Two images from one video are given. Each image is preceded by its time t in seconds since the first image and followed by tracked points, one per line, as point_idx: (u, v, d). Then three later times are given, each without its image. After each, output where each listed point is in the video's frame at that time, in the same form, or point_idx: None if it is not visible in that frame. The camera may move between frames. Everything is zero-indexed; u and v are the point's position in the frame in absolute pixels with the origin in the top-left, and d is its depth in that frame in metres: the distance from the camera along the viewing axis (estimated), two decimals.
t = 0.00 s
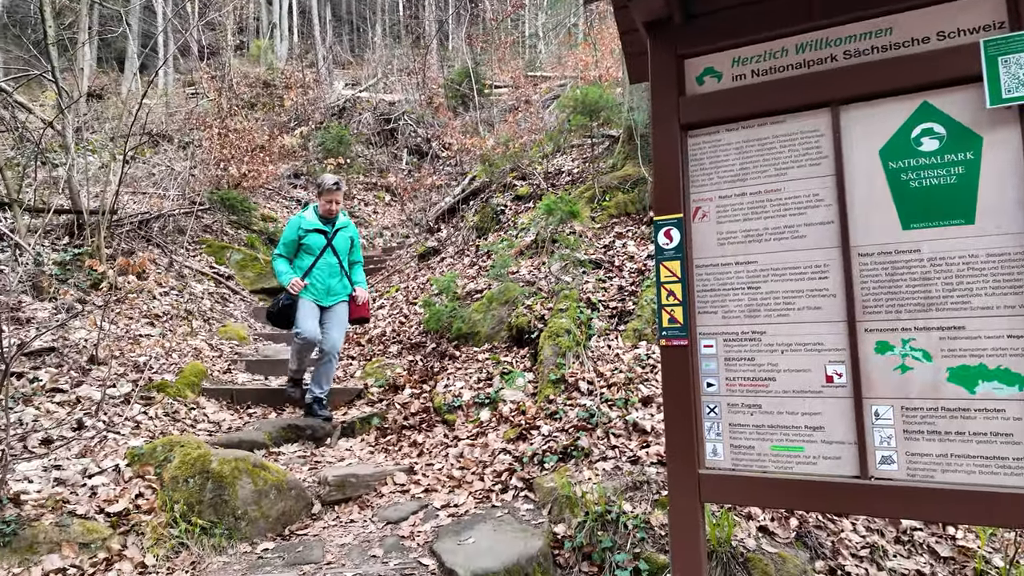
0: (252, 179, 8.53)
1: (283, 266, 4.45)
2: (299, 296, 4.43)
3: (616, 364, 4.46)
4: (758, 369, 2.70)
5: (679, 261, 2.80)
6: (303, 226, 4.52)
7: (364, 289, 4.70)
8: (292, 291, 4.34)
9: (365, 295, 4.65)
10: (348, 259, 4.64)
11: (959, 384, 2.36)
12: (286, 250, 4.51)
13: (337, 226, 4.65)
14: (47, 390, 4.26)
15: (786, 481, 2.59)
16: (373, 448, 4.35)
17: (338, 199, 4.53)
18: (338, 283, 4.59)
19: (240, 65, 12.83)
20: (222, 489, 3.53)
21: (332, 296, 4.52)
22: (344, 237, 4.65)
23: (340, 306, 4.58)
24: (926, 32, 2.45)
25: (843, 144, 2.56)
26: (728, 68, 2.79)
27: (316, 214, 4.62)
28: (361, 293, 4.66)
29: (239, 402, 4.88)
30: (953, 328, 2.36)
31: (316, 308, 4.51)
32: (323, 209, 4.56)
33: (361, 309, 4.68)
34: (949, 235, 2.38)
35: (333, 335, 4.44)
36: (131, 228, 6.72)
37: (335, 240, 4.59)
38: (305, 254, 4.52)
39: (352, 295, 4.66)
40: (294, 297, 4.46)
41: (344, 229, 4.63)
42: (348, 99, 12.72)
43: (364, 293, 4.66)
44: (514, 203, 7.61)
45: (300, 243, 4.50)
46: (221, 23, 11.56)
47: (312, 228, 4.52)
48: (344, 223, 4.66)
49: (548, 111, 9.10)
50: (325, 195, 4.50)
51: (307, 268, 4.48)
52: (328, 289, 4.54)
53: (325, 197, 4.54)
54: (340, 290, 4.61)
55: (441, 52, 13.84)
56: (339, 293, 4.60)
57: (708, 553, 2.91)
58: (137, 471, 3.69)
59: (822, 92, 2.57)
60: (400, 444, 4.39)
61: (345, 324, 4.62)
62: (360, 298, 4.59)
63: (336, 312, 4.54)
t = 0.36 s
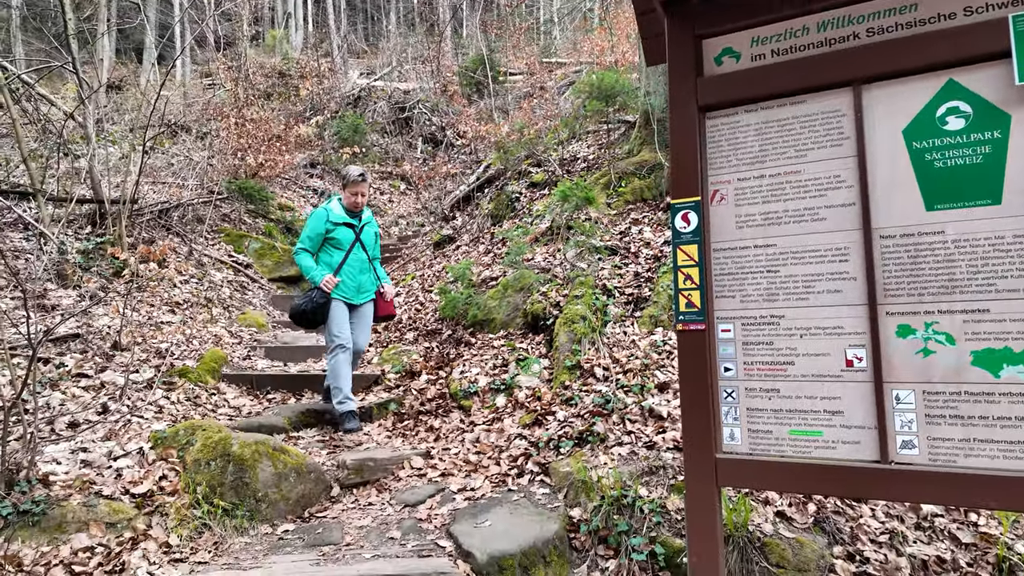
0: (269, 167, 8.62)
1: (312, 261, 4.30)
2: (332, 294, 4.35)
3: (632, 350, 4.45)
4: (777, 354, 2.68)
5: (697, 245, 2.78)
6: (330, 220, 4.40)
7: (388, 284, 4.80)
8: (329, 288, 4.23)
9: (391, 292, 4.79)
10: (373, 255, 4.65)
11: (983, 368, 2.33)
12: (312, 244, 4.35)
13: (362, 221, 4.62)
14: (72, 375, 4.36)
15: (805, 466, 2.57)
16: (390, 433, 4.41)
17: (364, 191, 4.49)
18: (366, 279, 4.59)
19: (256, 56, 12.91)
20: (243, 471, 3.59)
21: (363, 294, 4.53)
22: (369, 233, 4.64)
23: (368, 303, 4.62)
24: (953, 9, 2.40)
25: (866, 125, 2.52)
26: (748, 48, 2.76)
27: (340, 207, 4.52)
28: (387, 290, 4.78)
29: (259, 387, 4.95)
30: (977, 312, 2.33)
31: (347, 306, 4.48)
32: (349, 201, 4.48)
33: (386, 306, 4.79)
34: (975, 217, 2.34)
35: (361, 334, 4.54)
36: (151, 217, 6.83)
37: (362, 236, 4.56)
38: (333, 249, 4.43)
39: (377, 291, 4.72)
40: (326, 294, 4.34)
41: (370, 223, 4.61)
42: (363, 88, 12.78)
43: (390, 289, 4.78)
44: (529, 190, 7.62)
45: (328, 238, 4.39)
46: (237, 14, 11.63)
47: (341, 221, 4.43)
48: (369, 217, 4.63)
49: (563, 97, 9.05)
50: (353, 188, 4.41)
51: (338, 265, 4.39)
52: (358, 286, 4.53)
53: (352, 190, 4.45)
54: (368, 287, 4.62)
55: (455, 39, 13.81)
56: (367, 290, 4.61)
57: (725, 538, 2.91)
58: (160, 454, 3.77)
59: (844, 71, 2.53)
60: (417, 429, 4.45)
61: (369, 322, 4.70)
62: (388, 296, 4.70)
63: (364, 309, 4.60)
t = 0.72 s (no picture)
0: (282, 155, 8.67)
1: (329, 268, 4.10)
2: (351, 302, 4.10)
3: (646, 335, 4.45)
4: (792, 336, 2.64)
5: (712, 227, 2.76)
6: (344, 221, 4.17)
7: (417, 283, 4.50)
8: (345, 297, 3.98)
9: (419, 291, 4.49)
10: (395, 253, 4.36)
11: (1003, 350, 2.28)
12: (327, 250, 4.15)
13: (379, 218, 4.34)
14: (93, 358, 4.44)
15: (820, 449, 2.53)
16: (404, 416, 4.46)
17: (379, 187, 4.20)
18: (389, 281, 4.32)
19: (269, 43, 12.96)
20: (259, 453, 3.65)
21: (385, 296, 4.27)
22: (388, 230, 4.35)
23: (395, 305, 4.35)
24: None
25: (886, 103, 2.48)
26: (764, 26, 2.72)
27: (354, 206, 4.27)
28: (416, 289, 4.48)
29: (274, 371, 5.06)
30: (998, 292, 2.29)
31: (370, 311, 4.24)
32: (363, 199, 4.22)
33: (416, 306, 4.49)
34: (997, 196, 2.30)
35: (392, 338, 4.23)
36: (167, 205, 6.91)
37: (379, 234, 4.29)
38: (350, 253, 4.20)
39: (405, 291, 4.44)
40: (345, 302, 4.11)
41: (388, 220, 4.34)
42: (375, 75, 12.80)
43: (419, 288, 4.47)
44: (542, 176, 7.63)
45: (344, 241, 4.16)
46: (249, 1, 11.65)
47: (355, 222, 4.19)
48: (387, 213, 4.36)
49: (577, 81, 9.00)
50: (364, 184, 4.13)
51: (354, 269, 4.16)
52: (381, 289, 4.27)
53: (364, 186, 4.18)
54: (392, 288, 4.35)
55: (468, 24, 13.75)
56: (391, 292, 4.34)
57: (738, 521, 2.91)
58: (179, 436, 3.83)
59: (864, 47, 2.49)
60: (431, 413, 4.52)
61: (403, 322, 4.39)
62: (415, 295, 4.39)
63: (392, 311, 4.31)
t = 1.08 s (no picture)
0: (292, 141, 8.69)
1: (347, 257, 4.01)
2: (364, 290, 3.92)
3: (656, 319, 4.44)
4: (802, 317, 2.63)
5: (722, 208, 2.75)
6: (359, 206, 4.04)
7: (441, 269, 4.05)
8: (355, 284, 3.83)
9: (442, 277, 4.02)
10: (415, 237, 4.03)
11: (1018, 331, 2.25)
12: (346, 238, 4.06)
13: (398, 200, 4.08)
14: (109, 341, 4.50)
15: (829, 430, 2.52)
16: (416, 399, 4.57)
17: (393, 166, 4.01)
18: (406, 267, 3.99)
19: (278, 28, 12.94)
20: (273, 433, 3.70)
21: (401, 284, 3.94)
22: (407, 212, 4.07)
23: (416, 293, 3.98)
24: None
25: (901, 80, 2.44)
26: (777, 3, 2.69)
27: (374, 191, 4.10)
28: (439, 275, 4.03)
29: (286, 355, 5.14)
30: (1013, 273, 2.25)
31: (388, 301, 3.99)
32: (379, 182, 4.03)
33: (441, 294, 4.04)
34: (1014, 174, 2.26)
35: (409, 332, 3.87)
36: (179, 190, 6.96)
37: (396, 218, 4.02)
38: (367, 239, 4.03)
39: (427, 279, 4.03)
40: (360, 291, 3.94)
41: (405, 201, 4.06)
42: (385, 59, 12.77)
43: (441, 274, 4.02)
44: (552, 160, 7.62)
45: (360, 227, 4.03)
46: None
47: (368, 206, 4.01)
48: (404, 194, 4.08)
49: (588, 64, 8.94)
50: (376, 166, 3.97)
51: (369, 255, 3.96)
52: (397, 276, 3.95)
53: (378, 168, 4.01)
54: (412, 275, 4.00)
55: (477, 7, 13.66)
56: (410, 278, 3.99)
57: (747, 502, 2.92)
58: (194, 417, 3.90)
59: (880, 23, 2.44)
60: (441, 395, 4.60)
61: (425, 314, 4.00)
62: (434, 282, 3.95)
63: (412, 300, 3.96)
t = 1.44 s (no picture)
0: (299, 128, 8.70)
1: (370, 251, 3.92)
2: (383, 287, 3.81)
3: (661, 305, 4.45)
4: (807, 303, 2.63)
5: (728, 193, 2.75)
6: (383, 199, 3.89)
7: (462, 268, 3.80)
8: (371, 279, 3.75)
9: (462, 278, 3.78)
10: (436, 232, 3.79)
11: None
12: (371, 231, 3.97)
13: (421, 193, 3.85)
14: (120, 327, 4.56)
15: (832, 415, 2.53)
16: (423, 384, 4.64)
17: (415, 157, 3.76)
18: (425, 265, 3.79)
19: (285, 14, 12.90)
20: (282, 417, 3.77)
21: (418, 282, 3.77)
22: (430, 205, 3.83)
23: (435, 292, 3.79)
24: None
25: (910, 64, 2.42)
26: None
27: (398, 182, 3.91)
28: (459, 275, 3.79)
29: (295, 341, 5.21)
30: (1020, 259, 2.24)
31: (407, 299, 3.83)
32: (401, 174, 3.82)
33: (461, 294, 3.82)
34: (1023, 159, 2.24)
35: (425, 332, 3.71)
36: (188, 177, 7.01)
37: (417, 212, 3.80)
38: (388, 233, 3.88)
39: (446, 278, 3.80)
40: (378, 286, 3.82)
41: (427, 194, 3.82)
42: (391, 46, 12.72)
43: (460, 274, 3.77)
44: (559, 147, 7.59)
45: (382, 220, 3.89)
46: None
47: (390, 200, 3.84)
48: (427, 187, 3.84)
49: (596, 49, 8.87)
50: (397, 157, 3.74)
51: (389, 251, 3.82)
52: (414, 274, 3.78)
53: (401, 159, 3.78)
54: (431, 273, 3.80)
55: None
56: (429, 277, 3.80)
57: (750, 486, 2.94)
58: (205, 401, 3.96)
59: (890, 5, 2.41)
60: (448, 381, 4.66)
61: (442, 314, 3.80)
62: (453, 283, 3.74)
63: (429, 300, 3.78)
